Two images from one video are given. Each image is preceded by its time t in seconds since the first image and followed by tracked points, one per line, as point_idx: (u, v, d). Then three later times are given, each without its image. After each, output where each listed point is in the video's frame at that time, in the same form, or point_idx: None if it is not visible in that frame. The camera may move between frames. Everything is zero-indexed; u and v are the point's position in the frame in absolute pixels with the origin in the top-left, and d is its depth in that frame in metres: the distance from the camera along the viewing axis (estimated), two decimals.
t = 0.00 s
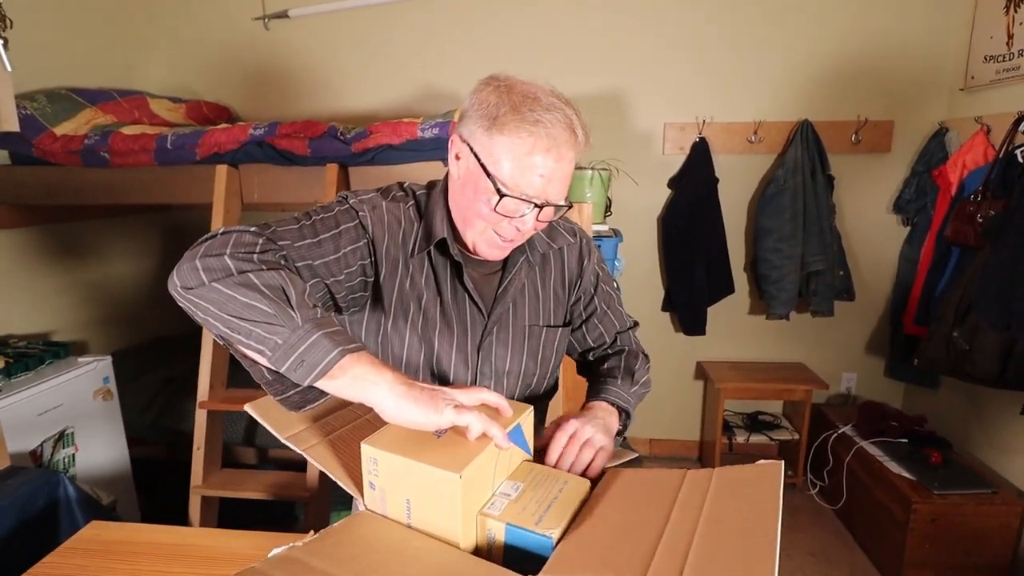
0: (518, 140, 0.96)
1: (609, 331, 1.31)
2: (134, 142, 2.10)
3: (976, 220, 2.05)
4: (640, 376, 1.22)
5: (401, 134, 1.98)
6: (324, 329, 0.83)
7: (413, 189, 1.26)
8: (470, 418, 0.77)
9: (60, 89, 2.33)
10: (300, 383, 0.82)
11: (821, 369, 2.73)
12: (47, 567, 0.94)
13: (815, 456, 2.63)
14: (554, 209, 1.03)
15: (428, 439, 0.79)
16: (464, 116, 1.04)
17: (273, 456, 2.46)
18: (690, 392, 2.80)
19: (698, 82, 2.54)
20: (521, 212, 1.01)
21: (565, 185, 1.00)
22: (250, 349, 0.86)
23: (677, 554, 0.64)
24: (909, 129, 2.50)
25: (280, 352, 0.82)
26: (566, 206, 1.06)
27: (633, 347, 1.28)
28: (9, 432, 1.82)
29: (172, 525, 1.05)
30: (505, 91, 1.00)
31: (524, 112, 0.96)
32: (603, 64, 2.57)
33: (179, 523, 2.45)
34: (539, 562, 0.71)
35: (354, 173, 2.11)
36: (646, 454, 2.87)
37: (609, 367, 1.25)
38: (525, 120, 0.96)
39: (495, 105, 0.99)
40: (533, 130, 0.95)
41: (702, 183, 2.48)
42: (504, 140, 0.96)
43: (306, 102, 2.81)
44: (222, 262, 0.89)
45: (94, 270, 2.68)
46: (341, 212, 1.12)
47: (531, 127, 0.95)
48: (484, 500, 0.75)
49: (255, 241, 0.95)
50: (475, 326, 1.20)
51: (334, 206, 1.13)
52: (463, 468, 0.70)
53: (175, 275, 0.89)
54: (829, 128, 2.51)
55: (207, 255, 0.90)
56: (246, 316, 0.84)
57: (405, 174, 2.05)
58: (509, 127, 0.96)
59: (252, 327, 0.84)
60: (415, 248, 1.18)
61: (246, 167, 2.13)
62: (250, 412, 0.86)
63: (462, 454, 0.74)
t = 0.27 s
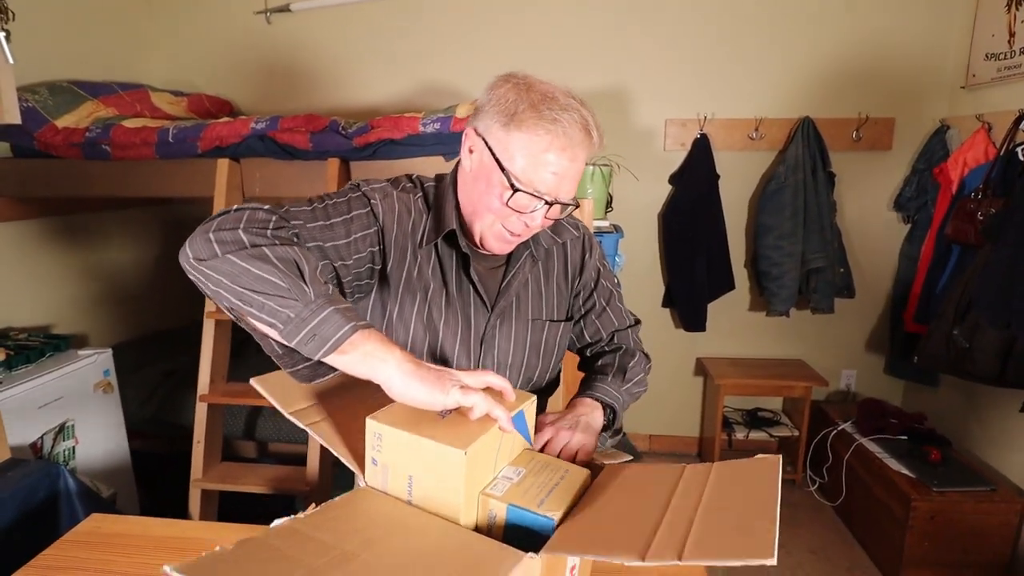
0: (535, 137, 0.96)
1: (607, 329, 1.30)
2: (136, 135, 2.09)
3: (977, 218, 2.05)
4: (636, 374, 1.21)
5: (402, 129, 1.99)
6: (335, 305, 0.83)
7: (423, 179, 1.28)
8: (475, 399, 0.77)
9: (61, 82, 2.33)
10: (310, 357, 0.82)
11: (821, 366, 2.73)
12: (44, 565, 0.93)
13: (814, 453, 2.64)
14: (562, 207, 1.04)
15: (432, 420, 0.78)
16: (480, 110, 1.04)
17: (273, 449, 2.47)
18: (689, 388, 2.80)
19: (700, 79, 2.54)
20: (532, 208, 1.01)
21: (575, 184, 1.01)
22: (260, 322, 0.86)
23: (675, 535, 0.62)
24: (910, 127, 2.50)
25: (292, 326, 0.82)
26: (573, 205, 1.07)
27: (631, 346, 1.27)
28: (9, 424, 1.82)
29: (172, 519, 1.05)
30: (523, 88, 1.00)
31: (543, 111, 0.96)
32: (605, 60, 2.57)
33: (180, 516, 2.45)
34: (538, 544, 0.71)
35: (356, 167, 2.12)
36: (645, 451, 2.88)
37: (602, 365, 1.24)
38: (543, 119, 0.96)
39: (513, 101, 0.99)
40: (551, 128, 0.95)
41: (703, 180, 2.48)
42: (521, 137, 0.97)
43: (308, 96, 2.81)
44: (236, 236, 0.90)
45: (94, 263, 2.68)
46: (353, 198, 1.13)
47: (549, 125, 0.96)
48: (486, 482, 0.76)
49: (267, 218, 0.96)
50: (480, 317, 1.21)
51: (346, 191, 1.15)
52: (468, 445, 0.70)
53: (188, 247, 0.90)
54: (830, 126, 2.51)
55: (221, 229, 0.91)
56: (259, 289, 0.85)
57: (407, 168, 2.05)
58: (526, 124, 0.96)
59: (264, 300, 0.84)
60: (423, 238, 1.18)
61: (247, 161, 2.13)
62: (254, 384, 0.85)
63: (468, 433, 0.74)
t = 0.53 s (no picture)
0: (546, 136, 0.96)
1: (605, 330, 1.27)
2: (137, 130, 2.08)
3: (978, 220, 2.05)
4: (637, 379, 1.17)
5: (404, 126, 1.99)
6: (340, 278, 0.83)
7: (429, 174, 1.29)
8: (481, 378, 0.74)
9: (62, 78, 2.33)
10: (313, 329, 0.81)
11: (821, 367, 2.73)
12: (42, 560, 0.93)
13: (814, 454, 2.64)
14: (567, 206, 1.04)
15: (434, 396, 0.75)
16: (490, 108, 1.04)
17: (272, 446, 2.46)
18: (689, 388, 2.80)
19: (702, 78, 2.54)
20: (539, 206, 1.01)
21: (582, 183, 1.01)
22: (264, 293, 0.85)
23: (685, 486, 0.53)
24: (913, 129, 2.50)
25: (297, 296, 0.81)
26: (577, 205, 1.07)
27: (630, 349, 1.23)
28: (8, 420, 1.82)
29: (170, 516, 1.05)
30: (536, 88, 1.00)
31: (555, 111, 0.96)
32: (607, 59, 2.56)
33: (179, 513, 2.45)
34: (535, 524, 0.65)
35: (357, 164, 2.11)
36: (645, 450, 2.88)
37: (601, 368, 1.21)
38: (554, 118, 0.96)
39: (525, 100, 0.99)
40: (562, 128, 0.96)
41: (704, 180, 2.48)
42: (531, 135, 0.97)
43: (309, 93, 2.81)
44: (243, 208, 0.91)
45: (94, 259, 2.67)
46: (360, 185, 1.14)
47: (560, 125, 0.96)
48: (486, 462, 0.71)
49: (275, 194, 0.97)
50: (481, 311, 1.21)
51: (353, 179, 1.16)
52: (473, 416, 0.67)
53: (195, 216, 0.90)
54: (832, 126, 2.50)
55: (228, 201, 0.92)
56: (264, 259, 0.85)
57: (409, 165, 2.05)
58: (537, 123, 0.96)
59: (269, 270, 0.84)
60: (427, 229, 1.18)
61: (248, 157, 2.13)
62: (264, 353, 0.81)
63: (471, 407, 0.71)
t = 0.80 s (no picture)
0: (544, 133, 0.96)
1: (612, 329, 1.29)
2: (137, 129, 2.07)
3: (978, 220, 2.05)
4: (646, 377, 1.19)
5: (405, 125, 1.98)
6: (330, 289, 0.83)
7: (427, 175, 1.29)
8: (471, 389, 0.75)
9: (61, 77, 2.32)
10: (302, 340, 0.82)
11: (821, 367, 2.74)
12: (43, 561, 0.93)
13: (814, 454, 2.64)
14: (568, 204, 1.04)
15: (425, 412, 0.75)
16: (488, 106, 1.04)
17: (272, 446, 2.46)
18: (689, 388, 2.80)
19: (702, 78, 2.54)
20: (539, 204, 1.00)
21: (582, 180, 1.01)
22: (254, 304, 0.86)
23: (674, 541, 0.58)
24: (913, 129, 2.50)
25: (285, 307, 0.82)
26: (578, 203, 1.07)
27: (638, 347, 1.25)
28: (7, 420, 1.82)
29: (171, 517, 1.04)
30: (534, 85, 1.00)
31: (553, 107, 0.96)
32: (607, 59, 2.56)
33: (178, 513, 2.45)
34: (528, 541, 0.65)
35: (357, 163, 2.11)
36: (645, 450, 2.88)
37: (609, 369, 1.22)
38: (553, 114, 0.96)
39: (523, 97, 0.99)
40: (560, 124, 0.96)
41: (705, 179, 2.48)
42: (529, 132, 0.96)
43: (309, 92, 2.80)
44: (235, 217, 0.90)
45: (93, 259, 2.67)
46: (356, 189, 1.14)
47: (559, 121, 0.96)
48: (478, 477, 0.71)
49: (267, 201, 0.97)
50: (480, 313, 1.20)
51: (350, 183, 1.16)
52: (460, 439, 0.66)
53: (186, 226, 0.89)
54: (833, 126, 2.50)
55: (220, 210, 0.91)
56: (254, 269, 0.85)
57: (409, 164, 2.05)
58: (536, 119, 0.96)
59: (258, 280, 0.84)
60: (425, 232, 1.18)
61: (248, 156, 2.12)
62: (254, 375, 0.81)
63: (460, 426, 0.70)
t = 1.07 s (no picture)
0: (538, 130, 0.96)
1: (611, 328, 1.27)
2: (137, 129, 2.07)
3: (980, 219, 2.04)
4: (643, 381, 1.18)
5: (404, 124, 1.98)
6: (323, 297, 0.82)
7: (424, 175, 1.28)
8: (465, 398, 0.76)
9: (62, 76, 2.32)
10: (296, 349, 0.81)
11: (822, 366, 2.73)
12: (45, 559, 0.93)
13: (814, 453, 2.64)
14: (566, 201, 1.03)
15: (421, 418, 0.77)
16: (484, 103, 1.04)
17: (273, 445, 2.47)
18: (690, 387, 2.80)
19: (702, 77, 2.53)
20: (534, 201, 1.00)
21: (579, 177, 1.01)
22: (249, 314, 0.85)
23: (665, 542, 0.60)
24: (914, 127, 2.49)
25: (279, 317, 0.81)
26: (578, 200, 1.06)
27: (639, 349, 1.23)
28: (8, 418, 1.82)
29: (173, 515, 1.05)
30: (528, 82, 1.00)
31: (546, 103, 0.96)
32: (607, 57, 2.56)
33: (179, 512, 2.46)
34: (523, 551, 0.69)
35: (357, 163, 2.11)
36: (645, 450, 2.88)
37: (604, 373, 1.22)
38: (546, 111, 0.96)
39: (518, 94, 0.99)
40: (554, 120, 0.95)
41: (705, 178, 2.47)
42: (524, 129, 0.96)
43: (309, 91, 2.80)
44: (227, 227, 0.88)
45: (94, 258, 2.67)
46: (351, 192, 1.13)
47: (552, 118, 0.95)
48: (473, 484, 0.75)
49: (260, 209, 0.96)
50: (479, 313, 1.20)
51: (346, 185, 1.16)
52: (453, 447, 0.69)
53: (179, 237, 0.88)
54: (833, 125, 2.50)
55: (213, 219, 0.90)
56: (247, 279, 0.83)
57: (409, 163, 2.05)
58: (530, 117, 0.96)
59: (251, 290, 0.83)
60: (422, 233, 1.18)
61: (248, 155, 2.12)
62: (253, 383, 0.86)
63: (455, 435, 0.72)
